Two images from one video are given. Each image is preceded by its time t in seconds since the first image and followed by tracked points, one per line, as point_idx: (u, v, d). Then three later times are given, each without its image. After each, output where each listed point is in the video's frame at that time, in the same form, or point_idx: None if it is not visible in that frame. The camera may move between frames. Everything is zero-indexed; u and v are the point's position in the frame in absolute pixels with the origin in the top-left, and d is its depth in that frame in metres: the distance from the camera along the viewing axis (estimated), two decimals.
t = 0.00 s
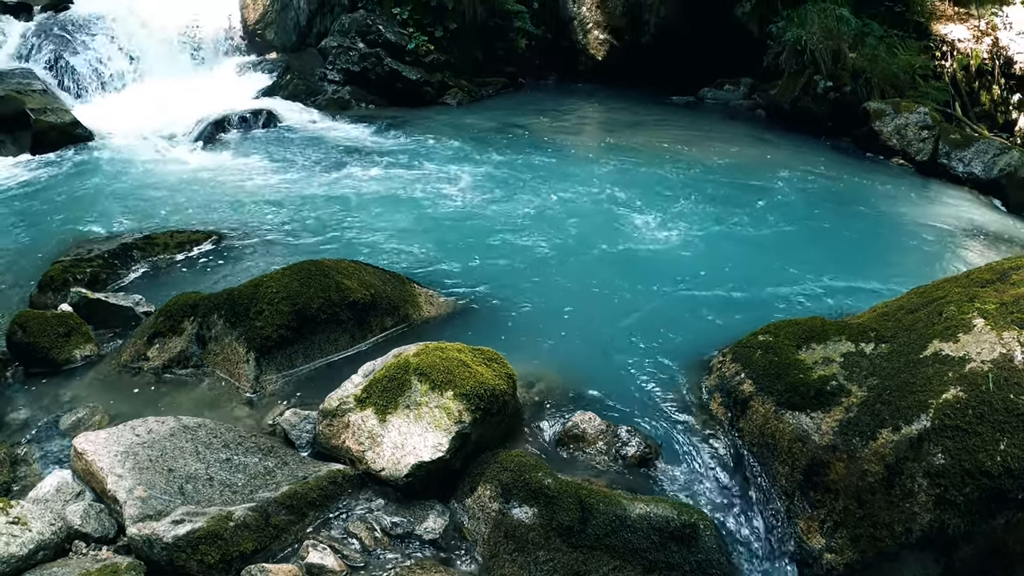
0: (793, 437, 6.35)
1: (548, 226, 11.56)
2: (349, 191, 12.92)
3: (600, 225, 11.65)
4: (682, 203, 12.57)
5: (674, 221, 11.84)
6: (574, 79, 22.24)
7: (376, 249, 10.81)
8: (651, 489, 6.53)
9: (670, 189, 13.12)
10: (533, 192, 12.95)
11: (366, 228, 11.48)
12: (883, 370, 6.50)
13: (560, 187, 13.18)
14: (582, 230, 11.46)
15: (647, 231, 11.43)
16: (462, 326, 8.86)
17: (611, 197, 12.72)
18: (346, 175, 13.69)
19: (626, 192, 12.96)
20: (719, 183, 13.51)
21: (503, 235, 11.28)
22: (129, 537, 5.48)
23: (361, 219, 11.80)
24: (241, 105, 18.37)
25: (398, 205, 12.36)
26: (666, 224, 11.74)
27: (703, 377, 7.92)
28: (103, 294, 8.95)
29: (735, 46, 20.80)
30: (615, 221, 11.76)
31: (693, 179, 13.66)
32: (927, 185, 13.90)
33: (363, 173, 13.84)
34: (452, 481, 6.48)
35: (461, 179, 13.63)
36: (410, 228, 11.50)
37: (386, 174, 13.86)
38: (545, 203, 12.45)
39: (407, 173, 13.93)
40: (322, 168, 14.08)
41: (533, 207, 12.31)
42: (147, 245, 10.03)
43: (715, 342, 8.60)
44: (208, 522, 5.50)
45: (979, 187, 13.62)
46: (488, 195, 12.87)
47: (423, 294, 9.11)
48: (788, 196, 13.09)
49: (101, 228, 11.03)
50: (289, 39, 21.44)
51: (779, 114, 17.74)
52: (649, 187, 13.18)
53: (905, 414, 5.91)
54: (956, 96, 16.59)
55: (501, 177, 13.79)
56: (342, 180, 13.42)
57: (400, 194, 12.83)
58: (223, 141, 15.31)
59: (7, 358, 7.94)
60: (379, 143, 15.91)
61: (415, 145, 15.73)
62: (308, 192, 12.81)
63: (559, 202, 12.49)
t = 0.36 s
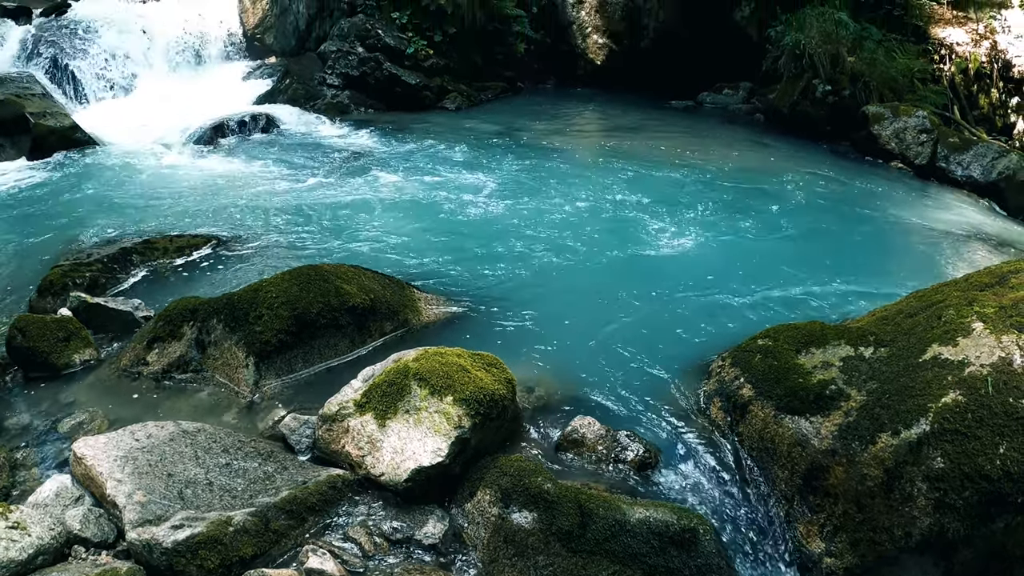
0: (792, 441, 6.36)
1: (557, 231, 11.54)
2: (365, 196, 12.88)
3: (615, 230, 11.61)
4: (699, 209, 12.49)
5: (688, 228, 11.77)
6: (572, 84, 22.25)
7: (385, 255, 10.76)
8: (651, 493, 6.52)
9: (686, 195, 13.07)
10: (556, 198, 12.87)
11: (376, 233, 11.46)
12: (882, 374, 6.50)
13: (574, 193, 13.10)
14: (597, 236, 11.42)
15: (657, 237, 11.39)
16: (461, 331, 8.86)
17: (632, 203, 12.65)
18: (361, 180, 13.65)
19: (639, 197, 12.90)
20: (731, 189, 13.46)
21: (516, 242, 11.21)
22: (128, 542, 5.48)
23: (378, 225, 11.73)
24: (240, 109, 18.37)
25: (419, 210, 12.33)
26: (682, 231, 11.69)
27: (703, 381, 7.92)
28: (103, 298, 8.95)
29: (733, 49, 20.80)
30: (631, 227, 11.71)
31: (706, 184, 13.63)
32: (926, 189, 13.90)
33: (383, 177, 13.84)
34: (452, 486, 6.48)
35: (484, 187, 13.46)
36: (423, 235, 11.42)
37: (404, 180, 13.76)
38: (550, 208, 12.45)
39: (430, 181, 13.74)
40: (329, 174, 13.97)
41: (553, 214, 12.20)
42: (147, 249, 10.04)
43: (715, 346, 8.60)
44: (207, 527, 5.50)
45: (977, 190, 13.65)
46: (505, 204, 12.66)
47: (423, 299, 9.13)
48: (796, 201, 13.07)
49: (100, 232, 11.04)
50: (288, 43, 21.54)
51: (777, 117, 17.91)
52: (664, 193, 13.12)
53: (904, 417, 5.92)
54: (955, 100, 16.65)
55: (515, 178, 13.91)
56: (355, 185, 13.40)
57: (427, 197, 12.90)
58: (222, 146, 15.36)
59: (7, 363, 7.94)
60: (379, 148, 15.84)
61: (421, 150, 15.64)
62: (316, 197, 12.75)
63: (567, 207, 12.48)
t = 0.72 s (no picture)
0: (792, 444, 6.37)
1: (559, 235, 11.54)
2: (378, 201, 12.90)
3: (626, 235, 11.58)
4: (705, 214, 12.46)
5: (700, 234, 11.74)
6: (572, 86, 22.55)
7: (396, 263, 10.65)
8: (651, 497, 6.52)
9: (690, 199, 13.07)
10: (578, 204, 12.77)
11: (387, 240, 11.37)
12: (881, 377, 6.51)
13: (590, 198, 13.02)
14: (606, 240, 11.39)
15: (664, 243, 11.37)
16: (461, 335, 8.86)
17: (647, 208, 12.62)
18: (373, 186, 13.58)
19: (651, 202, 12.91)
20: (737, 194, 13.44)
21: (529, 247, 11.17)
22: (128, 546, 5.47)
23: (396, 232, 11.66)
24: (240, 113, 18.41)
25: (441, 214, 12.34)
26: (696, 237, 11.63)
27: (703, 384, 7.92)
28: (102, 302, 8.96)
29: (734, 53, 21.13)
30: (643, 232, 11.68)
31: (716, 189, 13.62)
32: (925, 192, 13.92)
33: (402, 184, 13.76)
34: (452, 491, 6.48)
35: (507, 193, 13.36)
36: (437, 240, 11.38)
37: (423, 186, 13.66)
38: (560, 212, 12.42)
39: (451, 187, 13.64)
40: (341, 181, 13.87)
41: (574, 221, 12.09)
42: (147, 252, 10.05)
43: (716, 350, 8.60)
44: (207, 531, 5.50)
45: (976, 193, 13.69)
46: (523, 211, 12.49)
47: (422, 304, 9.15)
48: (803, 205, 13.09)
49: (100, 235, 11.05)
50: (288, 47, 21.43)
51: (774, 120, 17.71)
52: (676, 198, 13.12)
53: (903, 421, 5.92)
54: (954, 103, 17.00)
55: (535, 182, 13.88)
56: (369, 192, 13.32)
57: (446, 202, 12.87)
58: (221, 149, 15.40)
59: (6, 366, 7.93)
60: (381, 153, 15.77)
61: (432, 155, 15.61)
62: (329, 204, 12.69)
63: (578, 212, 12.44)
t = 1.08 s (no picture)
0: (791, 449, 6.38)
1: (559, 240, 11.55)
2: (397, 206, 12.90)
3: (641, 241, 11.54)
4: (704, 218, 12.49)
5: (716, 240, 11.68)
6: (569, 91, 22.60)
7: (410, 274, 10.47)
8: (650, 502, 6.52)
9: (688, 203, 13.09)
10: (579, 209, 12.78)
11: (399, 249, 11.23)
12: (880, 382, 6.50)
13: (615, 206, 12.91)
14: (622, 247, 11.33)
15: (673, 248, 11.34)
16: (460, 340, 8.86)
17: (663, 215, 12.55)
18: (399, 195, 13.45)
19: (670, 207, 12.89)
20: (736, 197, 13.46)
21: (548, 254, 11.10)
22: (127, 551, 5.47)
23: (419, 241, 11.54)
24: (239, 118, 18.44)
25: (464, 222, 12.24)
26: (712, 244, 11.55)
27: (702, 389, 7.92)
28: (102, 307, 8.96)
29: (733, 58, 20.89)
30: (653, 238, 11.65)
31: (729, 194, 13.63)
32: (923, 195, 13.94)
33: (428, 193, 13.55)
34: (451, 496, 6.48)
35: (536, 199, 13.26)
36: (453, 246, 11.35)
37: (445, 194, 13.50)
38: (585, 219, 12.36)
39: (474, 194, 13.55)
40: (362, 189, 13.71)
41: (601, 230, 11.96)
42: (146, 257, 10.05)
43: (715, 355, 8.60)
44: (207, 537, 5.49)
45: (975, 197, 13.73)
46: (546, 220, 12.30)
47: (421, 308, 9.15)
48: (815, 209, 13.08)
49: (99, 240, 11.04)
50: (286, 52, 21.27)
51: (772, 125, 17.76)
52: (695, 204, 13.09)
53: (902, 425, 5.92)
54: (952, 106, 17.02)
55: (557, 188, 13.79)
56: (393, 199, 13.24)
57: (468, 211, 12.72)
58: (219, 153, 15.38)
59: (5, 371, 7.92)
60: (385, 158, 15.69)
61: (449, 161, 15.56)
62: (353, 213, 12.54)
63: (598, 218, 12.36)
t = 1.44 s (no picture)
0: (790, 452, 6.37)
1: (559, 244, 11.56)
2: (418, 211, 12.86)
3: (654, 247, 11.50)
4: (704, 222, 12.50)
5: (729, 246, 11.61)
6: (568, 94, 22.53)
7: (423, 282, 10.39)
8: (649, 506, 6.52)
9: (687, 206, 13.11)
10: (580, 212, 12.78)
11: (410, 256, 11.15)
12: (878, 385, 6.51)
13: (637, 212, 12.83)
14: (624, 251, 11.34)
15: (683, 254, 11.28)
16: (459, 344, 8.85)
17: (681, 220, 12.51)
18: (423, 200, 13.39)
19: (689, 213, 12.86)
20: (736, 201, 13.47)
21: (560, 261, 11.02)
22: (126, 555, 5.46)
23: (438, 245, 11.50)
24: (238, 121, 18.45)
25: (476, 229, 12.11)
26: (725, 250, 11.49)
27: (701, 393, 7.92)
28: (100, 311, 8.96)
29: (730, 61, 20.95)
30: (658, 242, 11.65)
31: (740, 197, 13.66)
32: (922, 198, 13.96)
33: (449, 198, 13.50)
34: (451, 500, 6.47)
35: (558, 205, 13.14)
36: (465, 252, 11.27)
37: (464, 200, 13.40)
38: (612, 224, 12.29)
39: (496, 199, 13.49)
40: (387, 195, 13.61)
41: (624, 235, 11.89)
42: (144, 261, 10.05)
43: (715, 359, 8.60)
44: (206, 541, 5.50)
45: (974, 200, 13.77)
46: (569, 228, 12.16)
47: (420, 312, 9.15)
48: (822, 213, 13.10)
49: (98, 244, 11.03)
50: (285, 56, 21.39)
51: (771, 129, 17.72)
52: (711, 209, 13.04)
53: (901, 429, 5.93)
54: (951, 109, 17.06)
55: (575, 193, 13.71)
56: (417, 204, 13.20)
57: (480, 216, 12.65)
58: (218, 157, 15.35)
59: (4, 375, 7.92)
60: (394, 163, 15.62)
61: (460, 166, 15.48)
62: (376, 219, 12.48)
63: (626, 224, 12.30)
